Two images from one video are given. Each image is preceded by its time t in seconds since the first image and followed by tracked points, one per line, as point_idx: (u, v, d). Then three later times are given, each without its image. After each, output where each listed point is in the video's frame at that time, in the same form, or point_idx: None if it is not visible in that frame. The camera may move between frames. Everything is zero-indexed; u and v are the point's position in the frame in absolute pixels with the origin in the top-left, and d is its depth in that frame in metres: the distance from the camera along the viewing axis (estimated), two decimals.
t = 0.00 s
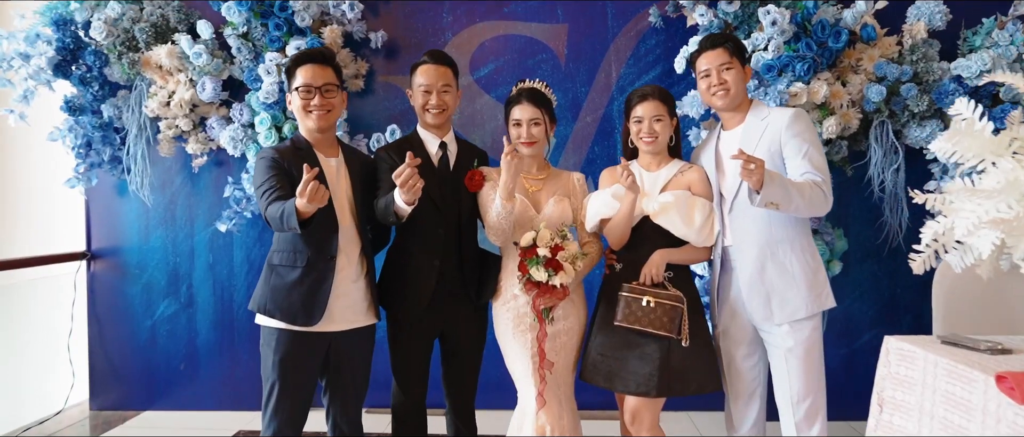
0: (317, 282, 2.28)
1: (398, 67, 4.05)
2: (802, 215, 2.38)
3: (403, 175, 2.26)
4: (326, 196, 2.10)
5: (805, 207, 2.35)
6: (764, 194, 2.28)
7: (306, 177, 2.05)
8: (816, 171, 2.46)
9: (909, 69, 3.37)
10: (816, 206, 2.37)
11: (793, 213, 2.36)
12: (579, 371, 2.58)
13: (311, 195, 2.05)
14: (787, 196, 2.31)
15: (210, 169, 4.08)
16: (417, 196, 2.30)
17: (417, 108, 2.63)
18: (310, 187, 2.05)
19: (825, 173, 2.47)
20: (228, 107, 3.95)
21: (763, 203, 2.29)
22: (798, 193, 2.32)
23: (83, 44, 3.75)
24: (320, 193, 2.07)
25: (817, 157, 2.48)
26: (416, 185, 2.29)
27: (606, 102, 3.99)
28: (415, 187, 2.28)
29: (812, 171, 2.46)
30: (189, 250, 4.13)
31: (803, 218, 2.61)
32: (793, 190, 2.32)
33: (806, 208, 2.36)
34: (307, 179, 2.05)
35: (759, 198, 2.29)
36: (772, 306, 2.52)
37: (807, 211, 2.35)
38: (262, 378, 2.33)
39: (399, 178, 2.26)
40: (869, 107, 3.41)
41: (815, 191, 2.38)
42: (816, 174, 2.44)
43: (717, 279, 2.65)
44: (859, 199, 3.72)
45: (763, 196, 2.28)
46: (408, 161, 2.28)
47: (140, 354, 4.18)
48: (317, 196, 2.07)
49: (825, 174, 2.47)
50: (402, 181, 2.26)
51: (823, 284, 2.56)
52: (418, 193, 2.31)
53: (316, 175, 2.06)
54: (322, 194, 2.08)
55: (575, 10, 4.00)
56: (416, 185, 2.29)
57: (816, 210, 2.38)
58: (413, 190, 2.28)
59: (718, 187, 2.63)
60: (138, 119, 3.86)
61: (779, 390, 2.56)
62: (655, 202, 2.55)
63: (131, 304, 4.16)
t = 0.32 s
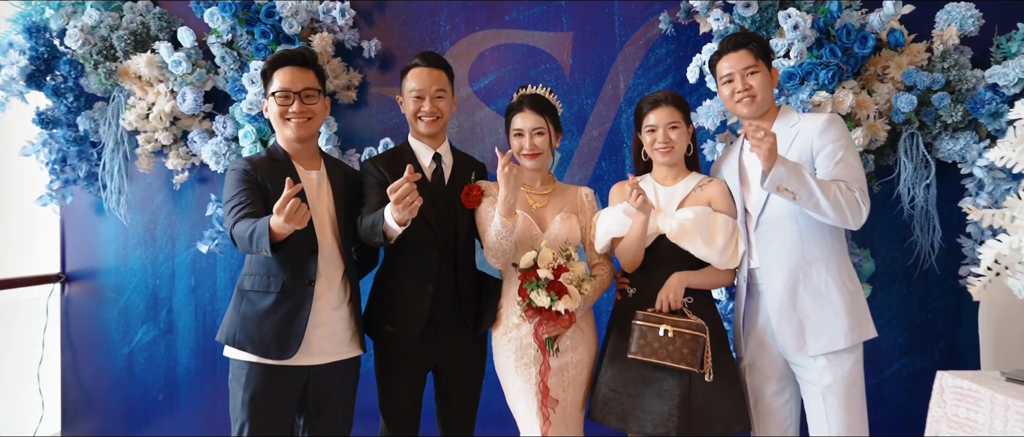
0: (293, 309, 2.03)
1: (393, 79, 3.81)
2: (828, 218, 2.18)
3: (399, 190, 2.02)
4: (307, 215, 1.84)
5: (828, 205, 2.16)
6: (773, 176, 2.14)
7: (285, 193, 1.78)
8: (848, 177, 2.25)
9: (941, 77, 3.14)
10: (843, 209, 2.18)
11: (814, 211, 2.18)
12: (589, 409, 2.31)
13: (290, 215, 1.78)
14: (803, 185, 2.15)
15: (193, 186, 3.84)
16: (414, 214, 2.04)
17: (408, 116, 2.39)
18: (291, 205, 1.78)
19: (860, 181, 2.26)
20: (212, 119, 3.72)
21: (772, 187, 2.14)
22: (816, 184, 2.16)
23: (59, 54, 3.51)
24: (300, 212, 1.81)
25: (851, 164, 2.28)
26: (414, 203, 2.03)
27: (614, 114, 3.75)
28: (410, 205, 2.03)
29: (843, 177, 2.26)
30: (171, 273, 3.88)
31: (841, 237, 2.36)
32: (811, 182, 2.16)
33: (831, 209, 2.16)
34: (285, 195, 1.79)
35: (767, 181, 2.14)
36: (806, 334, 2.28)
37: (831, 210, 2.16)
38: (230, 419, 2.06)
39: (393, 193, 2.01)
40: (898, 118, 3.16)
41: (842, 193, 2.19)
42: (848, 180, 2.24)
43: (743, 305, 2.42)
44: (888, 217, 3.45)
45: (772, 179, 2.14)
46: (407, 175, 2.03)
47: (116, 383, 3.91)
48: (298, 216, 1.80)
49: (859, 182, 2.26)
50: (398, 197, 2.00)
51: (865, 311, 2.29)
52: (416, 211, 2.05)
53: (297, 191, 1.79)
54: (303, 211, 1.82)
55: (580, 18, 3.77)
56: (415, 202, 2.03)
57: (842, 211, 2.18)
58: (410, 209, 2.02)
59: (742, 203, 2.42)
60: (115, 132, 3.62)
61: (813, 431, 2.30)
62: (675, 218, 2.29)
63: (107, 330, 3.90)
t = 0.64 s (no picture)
0: (278, 327, 1.89)
1: (390, 85, 3.68)
2: (831, 209, 2.07)
3: (378, 198, 1.88)
4: (285, 225, 1.71)
5: (829, 192, 2.07)
6: (773, 152, 2.14)
7: (260, 201, 1.66)
8: (862, 174, 2.13)
9: (961, 81, 2.99)
10: (844, 196, 2.07)
11: (815, 198, 2.10)
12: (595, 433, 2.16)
13: (265, 225, 1.66)
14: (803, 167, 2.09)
15: (183, 196, 3.71)
16: (399, 222, 1.91)
17: (403, 120, 2.25)
18: (267, 214, 1.66)
19: (876, 181, 2.13)
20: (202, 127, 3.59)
21: (769, 162, 2.13)
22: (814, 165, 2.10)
23: (44, 59, 3.39)
24: (277, 221, 1.68)
25: (868, 164, 2.15)
26: (398, 210, 1.90)
27: (619, 122, 3.61)
28: (393, 214, 1.89)
29: (855, 173, 2.14)
30: (159, 286, 3.73)
31: (863, 244, 2.21)
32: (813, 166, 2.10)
33: (833, 197, 2.06)
34: (259, 204, 1.66)
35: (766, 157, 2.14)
36: (825, 348, 2.13)
37: (831, 198, 2.06)
38: None
39: (372, 203, 1.89)
40: (916, 124, 3.02)
41: (848, 184, 2.08)
42: (860, 177, 2.12)
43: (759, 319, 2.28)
44: (905, 228, 3.30)
45: (771, 156, 2.13)
46: (384, 181, 1.89)
47: (102, 400, 3.76)
48: (274, 226, 1.68)
49: (876, 183, 2.13)
50: (378, 206, 1.87)
51: (890, 324, 2.13)
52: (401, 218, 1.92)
53: (270, 198, 1.67)
54: (282, 220, 1.70)
55: (584, 22, 3.65)
56: (396, 209, 1.90)
57: (845, 198, 2.07)
58: (393, 216, 1.89)
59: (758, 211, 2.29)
60: (101, 140, 3.49)
61: None
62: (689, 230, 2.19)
63: (93, 346, 3.75)
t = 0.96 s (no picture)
0: (256, 349, 1.75)
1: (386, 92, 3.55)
2: (841, 213, 1.94)
3: (373, 212, 1.73)
4: (261, 240, 1.59)
5: (836, 193, 1.94)
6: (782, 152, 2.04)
7: (233, 217, 1.54)
8: (876, 176, 1.98)
9: (983, 86, 2.85)
10: (851, 197, 1.93)
11: (823, 200, 1.97)
12: None
13: (237, 241, 1.54)
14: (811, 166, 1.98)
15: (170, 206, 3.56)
16: (394, 239, 1.76)
17: (395, 126, 2.12)
18: (240, 229, 1.53)
19: (890, 183, 1.97)
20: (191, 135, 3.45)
21: (778, 161, 2.03)
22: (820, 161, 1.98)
23: (26, 65, 3.26)
24: (251, 236, 1.55)
25: (884, 166, 2.00)
26: (394, 226, 1.75)
27: (623, 130, 3.48)
28: (389, 231, 1.75)
29: (867, 175, 1.99)
30: (144, 301, 3.58)
31: (886, 254, 2.05)
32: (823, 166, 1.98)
33: (841, 199, 1.93)
34: (231, 219, 1.54)
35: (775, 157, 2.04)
36: (845, 367, 1.97)
37: (839, 199, 1.93)
38: None
39: (366, 217, 1.74)
40: (934, 131, 2.88)
41: (857, 185, 1.94)
42: (872, 178, 1.98)
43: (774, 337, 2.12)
44: (923, 240, 3.15)
45: (781, 154, 2.03)
46: (380, 194, 1.75)
47: (86, 420, 3.61)
48: (248, 242, 1.55)
49: (891, 186, 1.97)
50: (373, 221, 1.72)
51: (916, 341, 1.96)
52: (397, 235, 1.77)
53: (242, 212, 1.56)
54: (257, 235, 1.57)
55: (586, 26, 3.51)
56: (394, 226, 1.75)
57: (850, 198, 1.93)
58: (390, 234, 1.75)
59: (773, 221, 2.14)
60: (85, 150, 3.35)
61: None
62: (702, 245, 2.09)
63: (76, 363, 3.60)
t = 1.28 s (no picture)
0: (232, 374, 1.67)
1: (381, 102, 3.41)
2: (863, 229, 1.80)
3: (365, 231, 1.66)
4: (242, 263, 1.48)
5: (858, 207, 1.81)
6: (798, 162, 1.91)
7: (215, 236, 1.43)
8: (901, 188, 1.85)
9: (1004, 94, 2.73)
10: (873, 211, 1.80)
11: (843, 214, 1.84)
12: None
13: (218, 263, 1.42)
14: (829, 178, 1.85)
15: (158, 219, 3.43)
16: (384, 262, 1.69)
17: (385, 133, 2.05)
18: (223, 249, 1.42)
19: (916, 196, 1.84)
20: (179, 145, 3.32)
21: (793, 173, 1.90)
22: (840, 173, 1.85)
23: (8, 73, 3.13)
24: (234, 259, 1.45)
25: (910, 177, 1.87)
26: (386, 248, 1.68)
27: (627, 140, 3.34)
28: (380, 254, 1.68)
29: (891, 187, 1.86)
30: (131, 317, 3.44)
31: (912, 273, 1.91)
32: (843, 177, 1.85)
33: (863, 213, 1.80)
34: (214, 238, 1.42)
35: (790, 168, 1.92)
36: (868, 395, 1.83)
37: (861, 213, 1.80)
38: None
39: (357, 235, 1.66)
40: (954, 141, 2.75)
41: (881, 198, 1.81)
42: (898, 190, 1.85)
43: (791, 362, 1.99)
44: (941, 255, 3.02)
45: (796, 165, 1.91)
46: (376, 213, 1.67)
47: None
48: (230, 265, 1.44)
49: (918, 198, 1.84)
50: (364, 240, 1.65)
51: (945, 367, 1.82)
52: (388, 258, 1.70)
53: (226, 231, 1.44)
54: (238, 257, 1.46)
55: (589, 34, 3.40)
56: (385, 249, 1.68)
57: (873, 213, 1.79)
58: (382, 257, 1.68)
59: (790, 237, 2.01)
60: (68, 161, 3.22)
61: None
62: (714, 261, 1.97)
63: (59, 383, 3.46)
